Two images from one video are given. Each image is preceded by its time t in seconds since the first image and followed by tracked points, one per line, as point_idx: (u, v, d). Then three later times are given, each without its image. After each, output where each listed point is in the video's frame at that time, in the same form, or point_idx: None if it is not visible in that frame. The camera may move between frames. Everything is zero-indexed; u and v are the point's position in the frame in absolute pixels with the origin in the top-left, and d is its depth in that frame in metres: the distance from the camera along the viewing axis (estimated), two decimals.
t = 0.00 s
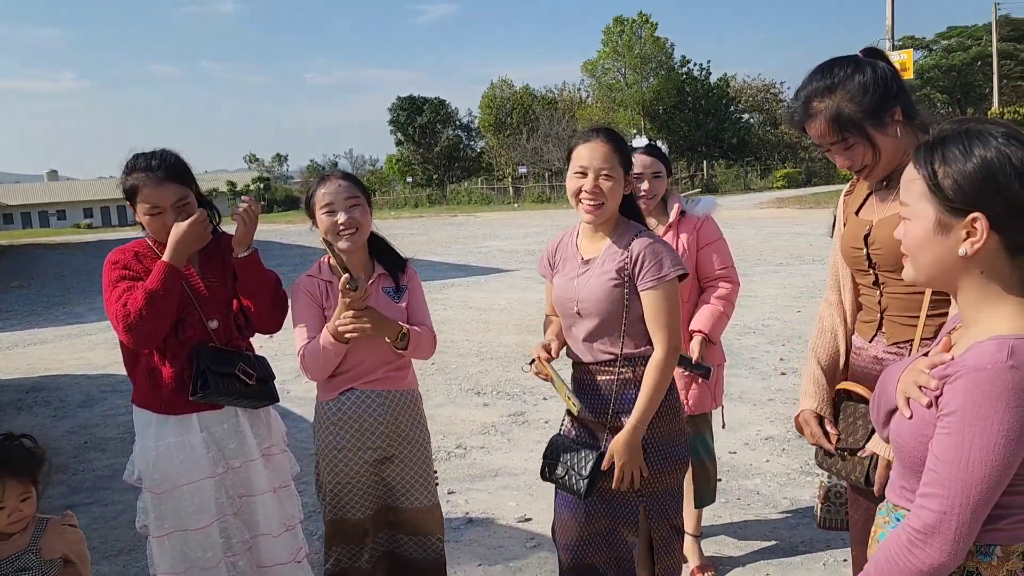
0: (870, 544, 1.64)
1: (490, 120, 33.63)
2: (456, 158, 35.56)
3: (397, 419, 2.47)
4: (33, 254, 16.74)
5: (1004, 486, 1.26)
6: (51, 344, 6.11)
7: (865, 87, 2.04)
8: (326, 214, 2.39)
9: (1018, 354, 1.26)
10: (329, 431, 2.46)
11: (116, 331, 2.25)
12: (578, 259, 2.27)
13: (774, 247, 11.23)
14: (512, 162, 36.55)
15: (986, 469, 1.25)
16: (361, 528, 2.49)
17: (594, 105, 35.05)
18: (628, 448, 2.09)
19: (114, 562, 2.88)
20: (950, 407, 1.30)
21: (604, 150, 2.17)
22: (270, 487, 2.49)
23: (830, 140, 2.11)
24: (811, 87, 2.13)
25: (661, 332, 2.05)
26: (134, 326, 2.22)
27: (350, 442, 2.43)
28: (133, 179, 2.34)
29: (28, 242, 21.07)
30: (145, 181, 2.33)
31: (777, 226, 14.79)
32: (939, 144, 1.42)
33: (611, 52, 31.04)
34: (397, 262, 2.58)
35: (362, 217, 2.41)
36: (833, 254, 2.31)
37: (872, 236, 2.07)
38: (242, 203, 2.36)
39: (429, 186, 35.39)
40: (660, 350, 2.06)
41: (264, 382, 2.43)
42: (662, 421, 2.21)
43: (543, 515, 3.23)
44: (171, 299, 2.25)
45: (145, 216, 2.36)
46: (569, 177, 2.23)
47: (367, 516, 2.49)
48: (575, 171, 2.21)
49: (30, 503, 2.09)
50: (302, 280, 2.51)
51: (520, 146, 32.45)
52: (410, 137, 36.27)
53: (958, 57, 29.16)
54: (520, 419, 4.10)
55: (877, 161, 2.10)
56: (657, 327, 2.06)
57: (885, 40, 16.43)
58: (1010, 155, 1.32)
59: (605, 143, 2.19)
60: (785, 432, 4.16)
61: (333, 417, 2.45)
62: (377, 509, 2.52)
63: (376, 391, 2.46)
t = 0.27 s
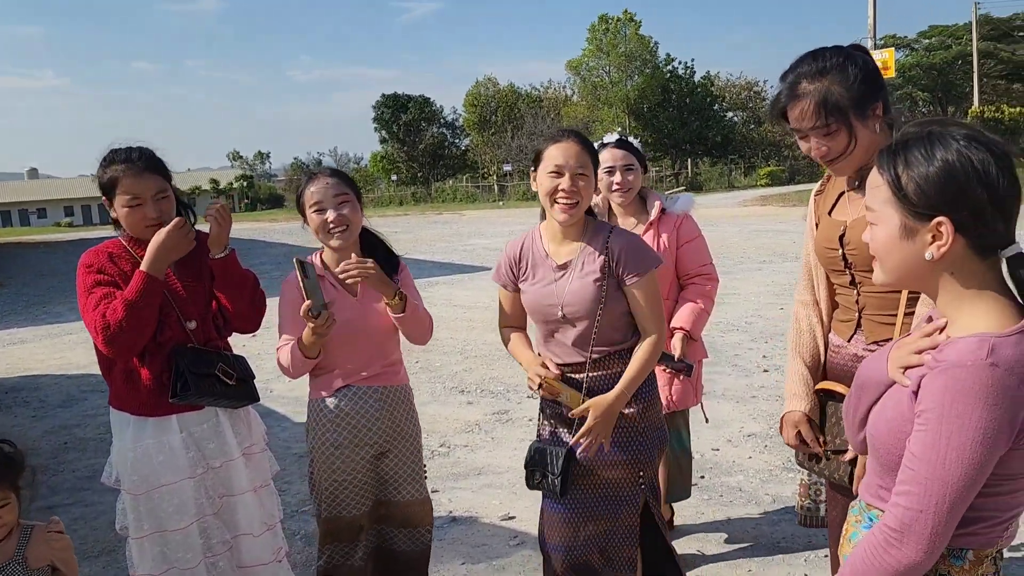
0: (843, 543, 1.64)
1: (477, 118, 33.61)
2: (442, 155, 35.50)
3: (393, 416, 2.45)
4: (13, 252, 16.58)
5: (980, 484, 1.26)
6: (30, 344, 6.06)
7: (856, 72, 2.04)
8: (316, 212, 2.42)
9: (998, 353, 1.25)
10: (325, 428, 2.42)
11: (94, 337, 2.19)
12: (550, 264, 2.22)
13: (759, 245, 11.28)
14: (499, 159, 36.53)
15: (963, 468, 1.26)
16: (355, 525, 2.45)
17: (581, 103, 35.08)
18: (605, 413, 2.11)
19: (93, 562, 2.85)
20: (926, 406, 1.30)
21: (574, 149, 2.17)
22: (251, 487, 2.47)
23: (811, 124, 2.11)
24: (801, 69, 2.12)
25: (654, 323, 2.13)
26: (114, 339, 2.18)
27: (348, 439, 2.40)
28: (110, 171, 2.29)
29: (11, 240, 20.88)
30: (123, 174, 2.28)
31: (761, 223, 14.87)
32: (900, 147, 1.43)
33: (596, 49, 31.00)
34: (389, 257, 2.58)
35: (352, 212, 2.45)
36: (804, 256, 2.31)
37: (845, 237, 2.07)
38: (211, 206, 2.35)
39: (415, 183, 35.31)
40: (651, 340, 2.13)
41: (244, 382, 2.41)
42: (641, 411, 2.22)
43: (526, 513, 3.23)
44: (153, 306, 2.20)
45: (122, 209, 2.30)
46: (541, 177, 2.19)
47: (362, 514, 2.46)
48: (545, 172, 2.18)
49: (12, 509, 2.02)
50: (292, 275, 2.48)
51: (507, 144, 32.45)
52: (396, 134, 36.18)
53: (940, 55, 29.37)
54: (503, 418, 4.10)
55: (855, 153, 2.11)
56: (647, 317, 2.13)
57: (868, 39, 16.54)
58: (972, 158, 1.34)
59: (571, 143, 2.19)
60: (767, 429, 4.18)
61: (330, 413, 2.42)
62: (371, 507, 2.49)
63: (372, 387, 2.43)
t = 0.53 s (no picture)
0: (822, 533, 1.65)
1: (469, 115, 33.62)
2: (436, 152, 35.50)
3: (383, 416, 2.43)
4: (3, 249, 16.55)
5: (951, 483, 1.28)
6: (18, 340, 6.05)
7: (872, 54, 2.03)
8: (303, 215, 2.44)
9: (976, 354, 1.26)
10: (314, 424, 2.42)
11: (82, 343, 2.14)
12: (522, 259, 2.22)
13: (748, 242, 11.33)
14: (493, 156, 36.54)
15: (933, 465, 1.27)
16: (339, 524, 2.45)
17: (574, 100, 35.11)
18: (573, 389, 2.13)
19: (79, 560, 2.85)
20: (902, 404, 1.31)
21: (547, 147, 2.18)
22: (237, 484, 2.47)
23: (839, 90, 2.01)
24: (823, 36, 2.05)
25: (626, 310, 2.18)
26: (103, 347, 2.12)
27: (334, 437, 2.39)
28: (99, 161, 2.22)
29: (2, 237, 20.85)
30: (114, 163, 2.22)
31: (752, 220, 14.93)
32: (882, 148, 1.43)
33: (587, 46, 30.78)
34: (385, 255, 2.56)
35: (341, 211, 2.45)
36: (771, 255, 2.25)
37: (827, 234, 2.02)
38: (185, 209, 2.29)
39: (409, 180, 35.31)
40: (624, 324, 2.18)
41: (230, 378, 2.39)
42: (613, 406, 2.24)
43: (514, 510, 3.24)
44: (140, 312, 2.16)
45: (111, 198, 2.23)
46: (521, 172, 2.19)
47: (346, 513, 2.45)
48: (522, 173, 2.19)
49: None
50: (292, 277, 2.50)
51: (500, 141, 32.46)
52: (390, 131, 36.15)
53: (931, 53, 29.47)
54: (491, 415, 4.11)
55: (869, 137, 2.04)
56: (620, 302, 2.18)
57: (856, 36, 16.65)
58: (957, 155, 1.34)
59: (543, 142, 2.21)
60: (755, 426, 4.20)
61: (319, 410, 2.42)
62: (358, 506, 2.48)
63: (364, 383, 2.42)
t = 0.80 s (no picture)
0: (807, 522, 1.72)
1: (470, 112, 33.58)
2: (437, 149, 35.49)
3: (364, 414, 2.45)
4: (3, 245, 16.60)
5: (910, 466, 1.33)
6: (14, 337, 6.08)
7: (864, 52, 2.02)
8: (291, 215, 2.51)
9: (936, 344, 1.32)
10: (296, 418, 2.48)
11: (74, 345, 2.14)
12: (497, 247, 2.28)
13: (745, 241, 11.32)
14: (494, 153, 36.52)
15: (887, 448, 1.34)
16: (315, 519, 2.48)
17: (574, 98, 35.06)
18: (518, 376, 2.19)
19: (68, 556, 2.86)
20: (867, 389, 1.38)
21: (531, 141, 2.21)
22: (226, 480, 2.48)
23: (837, 82, 1.96)
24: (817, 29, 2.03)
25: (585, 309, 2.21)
26: (93, 349, 2.12)
27: (311, 432, 2.45)
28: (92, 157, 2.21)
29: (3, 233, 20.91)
30: (107, 159, 2.21)
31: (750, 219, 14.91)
32: (866, 144, 1.43)
33: (581, 48, 30.08)
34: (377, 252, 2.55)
35: (330, 211, 2.49)
36: (739, 252, 2.21)
37: (806, 231, 1.98)
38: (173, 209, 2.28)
39: (410, 178, 35.30)
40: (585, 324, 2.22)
41: (219, 377, 2.37)
42: (567, 403, 2.28)
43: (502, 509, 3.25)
44: (130, 315, 2.14)
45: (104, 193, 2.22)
46: (505, 167, 2.21)
47: (324, 508, 2.48)
48: (506, 169, 2.21)
49: None
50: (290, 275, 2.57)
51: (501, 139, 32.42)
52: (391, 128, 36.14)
53: (932, 51, 29.36)
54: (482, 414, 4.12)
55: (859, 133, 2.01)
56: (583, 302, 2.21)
57: (854, 35, 16.57)
58: (937, 154, 1.35)
59: (527, 137, 2.24)
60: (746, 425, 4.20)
61: (301, 405, 2.48)
62: (338, 502, 2.50)
63: (349, 380, 2.45)
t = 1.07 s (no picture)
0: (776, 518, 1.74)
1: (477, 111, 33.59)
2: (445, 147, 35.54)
3: (347, 412, 2.48)
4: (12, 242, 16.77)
5: (871, 462, 1.35)
6: (15, 336, 6.16)
7: (849, 52, 1.99)
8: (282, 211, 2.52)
9: (898, 343, 1.33)
10: (279, 416, 2.50)
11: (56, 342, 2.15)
12: (476, 246, 2.32)
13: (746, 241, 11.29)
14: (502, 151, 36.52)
15: (846, 445, 1.35)
16: (297, 514, 2.50)
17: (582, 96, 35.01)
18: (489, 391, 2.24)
19: (56, 554, 2.89)
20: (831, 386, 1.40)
21: (509, 143, 2.24)
22: (209, 476, 2.53)
23: (819, 82, 1.95)
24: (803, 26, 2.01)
25: (557, 314, 2.22)
26: (79, 346, 2.14)
27: (292, 430, 2.47)
28: (81, 152, 2.21)
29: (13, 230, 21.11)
30: (96, 156, 2.22)
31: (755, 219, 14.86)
32: (832, 145, 1.44)
33: (581, 48, 29.98)
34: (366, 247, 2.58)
35: (323, 209, 2.52)
36: (709, 251, 2.20)
37: (783, 230, 1.97)
38: (152, 207, 2.29)
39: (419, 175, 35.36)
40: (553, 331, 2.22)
41: (201, 374, 2.40)
42: (530, 402, 2.34)
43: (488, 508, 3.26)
44: (116, 315, 2.17)
45: (92, 189, 2.22)
46: (483, 168, 2.27)
47: (307, 504, 2.50)
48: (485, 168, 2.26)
49: None
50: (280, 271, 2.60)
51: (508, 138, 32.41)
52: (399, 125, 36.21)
53: (942, 50, 29.11)
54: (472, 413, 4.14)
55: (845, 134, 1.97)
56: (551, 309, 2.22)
57: (857, 34, 16.48)
58: (891, 164, 1.35)
59: (507, 139, 2.27)
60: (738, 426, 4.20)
61: (282, 403, 2.50)
62: (321, 498, 2.53)
63: (330, 377, 2.47)
